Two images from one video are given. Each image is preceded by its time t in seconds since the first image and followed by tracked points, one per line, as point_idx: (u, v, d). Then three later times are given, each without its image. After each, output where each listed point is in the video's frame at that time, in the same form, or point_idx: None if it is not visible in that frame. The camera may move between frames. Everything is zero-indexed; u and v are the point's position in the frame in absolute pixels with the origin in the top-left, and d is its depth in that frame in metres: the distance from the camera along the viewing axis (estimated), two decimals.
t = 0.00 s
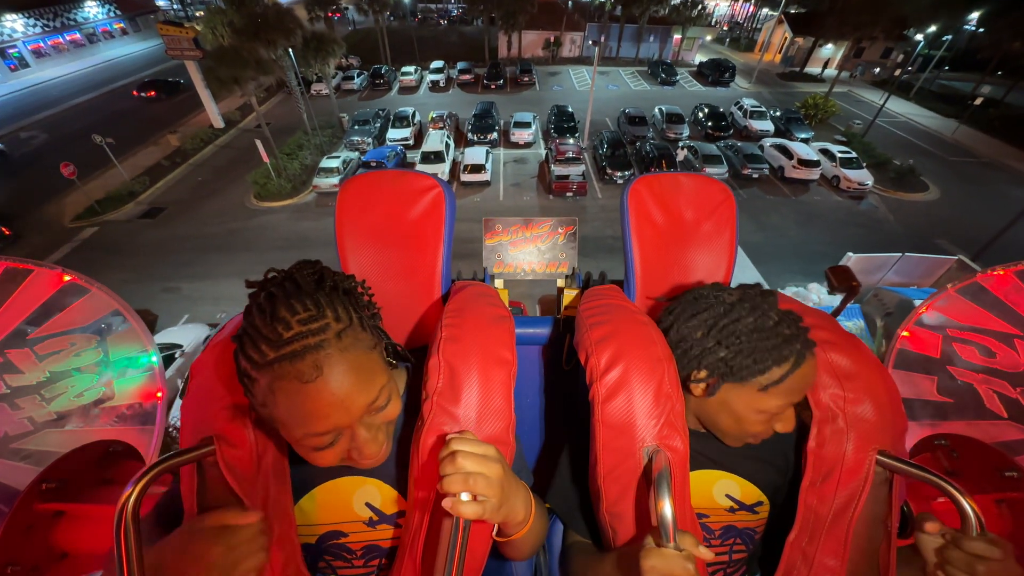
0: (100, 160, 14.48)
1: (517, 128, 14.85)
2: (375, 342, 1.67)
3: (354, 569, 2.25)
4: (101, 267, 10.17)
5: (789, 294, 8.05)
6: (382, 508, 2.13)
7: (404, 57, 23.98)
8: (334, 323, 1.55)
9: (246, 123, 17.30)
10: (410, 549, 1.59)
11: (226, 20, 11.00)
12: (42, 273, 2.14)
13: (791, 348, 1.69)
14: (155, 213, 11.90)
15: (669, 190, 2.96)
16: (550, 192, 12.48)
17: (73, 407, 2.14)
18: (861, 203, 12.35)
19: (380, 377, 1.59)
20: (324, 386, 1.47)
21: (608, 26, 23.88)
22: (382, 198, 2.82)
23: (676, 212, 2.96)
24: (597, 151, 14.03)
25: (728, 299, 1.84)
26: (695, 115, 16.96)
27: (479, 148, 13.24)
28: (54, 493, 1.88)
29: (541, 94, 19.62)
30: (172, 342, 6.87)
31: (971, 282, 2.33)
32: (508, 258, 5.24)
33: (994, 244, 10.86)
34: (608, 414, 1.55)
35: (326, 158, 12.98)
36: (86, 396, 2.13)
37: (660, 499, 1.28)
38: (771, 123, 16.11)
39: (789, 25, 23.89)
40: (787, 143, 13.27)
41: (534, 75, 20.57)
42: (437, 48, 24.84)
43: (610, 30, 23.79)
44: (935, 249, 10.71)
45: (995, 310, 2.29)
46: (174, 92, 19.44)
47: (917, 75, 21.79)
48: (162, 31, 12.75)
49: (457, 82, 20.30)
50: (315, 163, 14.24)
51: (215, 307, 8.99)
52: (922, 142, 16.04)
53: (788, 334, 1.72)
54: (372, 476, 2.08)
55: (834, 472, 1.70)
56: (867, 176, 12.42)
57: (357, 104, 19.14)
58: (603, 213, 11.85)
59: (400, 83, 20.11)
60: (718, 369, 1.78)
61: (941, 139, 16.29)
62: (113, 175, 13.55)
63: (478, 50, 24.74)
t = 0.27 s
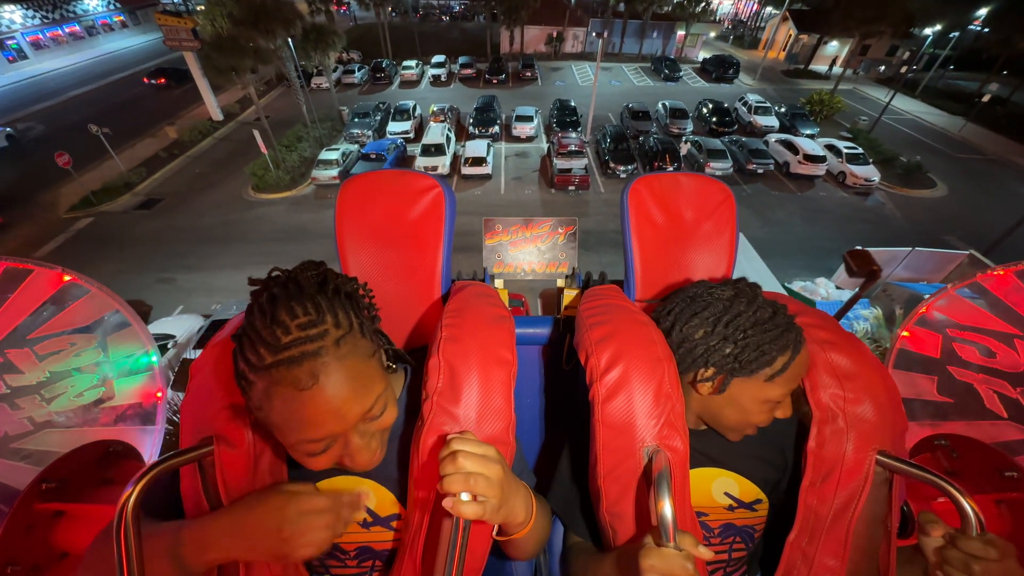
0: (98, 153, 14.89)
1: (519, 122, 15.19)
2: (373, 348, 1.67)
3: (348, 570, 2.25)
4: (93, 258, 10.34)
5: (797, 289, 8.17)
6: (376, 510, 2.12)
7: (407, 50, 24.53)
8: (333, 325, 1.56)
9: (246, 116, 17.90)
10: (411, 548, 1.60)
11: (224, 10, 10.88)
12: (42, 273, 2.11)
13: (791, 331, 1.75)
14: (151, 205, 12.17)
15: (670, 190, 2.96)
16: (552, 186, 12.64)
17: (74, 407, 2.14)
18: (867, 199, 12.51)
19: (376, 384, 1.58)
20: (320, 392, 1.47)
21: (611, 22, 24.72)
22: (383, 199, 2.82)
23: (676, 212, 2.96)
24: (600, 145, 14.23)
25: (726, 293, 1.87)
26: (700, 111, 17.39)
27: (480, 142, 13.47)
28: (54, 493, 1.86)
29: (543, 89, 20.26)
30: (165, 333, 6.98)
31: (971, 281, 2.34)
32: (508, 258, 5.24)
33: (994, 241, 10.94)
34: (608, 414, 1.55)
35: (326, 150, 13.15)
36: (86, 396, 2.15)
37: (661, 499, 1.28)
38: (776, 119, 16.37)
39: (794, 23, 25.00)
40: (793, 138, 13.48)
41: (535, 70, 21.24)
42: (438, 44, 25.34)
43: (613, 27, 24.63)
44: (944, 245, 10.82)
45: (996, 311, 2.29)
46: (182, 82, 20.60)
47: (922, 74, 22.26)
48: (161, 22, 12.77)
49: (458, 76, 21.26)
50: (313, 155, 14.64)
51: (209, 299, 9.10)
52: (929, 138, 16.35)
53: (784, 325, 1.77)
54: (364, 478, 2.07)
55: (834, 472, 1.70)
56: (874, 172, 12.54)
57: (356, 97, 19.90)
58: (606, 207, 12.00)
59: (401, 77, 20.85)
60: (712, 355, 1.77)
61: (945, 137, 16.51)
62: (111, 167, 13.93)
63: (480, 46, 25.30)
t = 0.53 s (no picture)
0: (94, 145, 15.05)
1: (520, 116, 15.33)
2: (373, 363, 1.63)
3: None
4: (87, 249, 10.39)
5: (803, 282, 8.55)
6: (364, 522, 2.11)
7: (409, 46, 24.72)
8: (328, 340, 1.50)
9: (244, 110, 18.22)
10: (411, 548, 1.60)
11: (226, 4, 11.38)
12: (42, 273, 2.13)
13: (797, 331, 1.76)
14: (147, 197, 12.28)
15: (669, 191, 2.96)
16: (554, 179, 12.69)
17: (73, 408, 2.12)
18: (873, 194, 12.61)
19: (365, 404, 1.55)
20: (308, 409, 1.43)
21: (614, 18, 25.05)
22: (383, 199, 2.82)
23: (676, 212, 2.96)
24: (602, 140, 14.22)
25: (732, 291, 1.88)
26: (703, 107, 17.56)
27: (481, 136, 13.55)
28: (54, 493, 1.86)
29: (544, 85, 20.47)
30: (157, 325, 7.01)
31: (972, 281, 2.31)
32: (508, 258, 5.24)
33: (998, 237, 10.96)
34: (608, 414, 1.55)
35: (325, 143, 13.22)
36: (85, 396, 2.13)
37: (661, 499, 1.28)
38: (779, 114, 16.59)
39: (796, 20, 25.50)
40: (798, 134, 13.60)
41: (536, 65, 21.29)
42: (439, 40, 25.48)
43: (616, 23, 24.95)
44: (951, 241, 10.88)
45: (996, 310, 2.31)
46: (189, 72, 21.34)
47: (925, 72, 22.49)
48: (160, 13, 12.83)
49: (459, 71, 21.39)
50: (312, 148, 14.79)
51: (203, 290, 9.12)
52: (936, 136, 16.60)
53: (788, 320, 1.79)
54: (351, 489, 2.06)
55: (834, 472, 1.70)
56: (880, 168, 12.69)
57: (356, 92, 20.14)
58: (609, 201, 12.06)
59: (401, 71, 20.99)
60: (712, 351, 1.78)
61: (947, 135, 16.65)
62: (107, 159, 14.05)
63: (482, 43, 25.53)
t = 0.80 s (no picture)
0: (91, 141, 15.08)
1: (522, 112, 15.40)
2: (385, 390, 1.54)
3: None
4: (83, 243, 10.41)
5: (812, 277, 8.69)
6: (368, 522, 2.11)
7: (409, 44, 24.83)
8: (343, 363, 1.42)
9: (243, 107, 18.33)
10: (411, 547, 1.60)
11: None
12: (42, 274, 2.12)
13: (800, 334, 1.75)
14: (144, 192, 12.35)
15: (669, 191, 2.96)
16: (556, 175, 12.70)
17: (73, 408, 2.12)
18: (878, 190, 12.68)
19: (368, 431, 1.47)
20: (308, 432, 1.37)
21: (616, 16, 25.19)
22: (384, 199, 2.82)
23: (676, 212, 2.96)
24: (604, 138, 14.19)
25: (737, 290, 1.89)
26: (706, 103, 17.66)
27: (481, 132, 13.60)
28: (54, 492, 1.83)
29: (545, 83, 20.55)
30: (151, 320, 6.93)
31: (970, 282, 2.33)
32: (508, 259, 5.24)
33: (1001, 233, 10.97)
34: (608, 414, 1.55)
35: (325, 138, 13.26)
36: (85, 396, 2.13)
37: (661, 498, 1.28)
38: (783, 111, 16.71)
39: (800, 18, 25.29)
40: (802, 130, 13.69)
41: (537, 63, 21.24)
42: (440, 39, 25.60)
43: (617, 21, 25.07)
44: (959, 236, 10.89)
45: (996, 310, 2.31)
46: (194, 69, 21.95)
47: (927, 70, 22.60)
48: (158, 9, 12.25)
49: (460, 69, 21.45)
50: (310, 143, 14.84)
51: (199, 285, 9.12)
52: (943, 133, 16.73)
53: (794, 324, 1.78)
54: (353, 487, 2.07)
55: (834, 472, 1.70)
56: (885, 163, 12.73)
57: (356, 89, 20.25)
58: (610, 196, 12.08)
59: (402, 69, 21.07)
60: (712, 350, 1.78)
61: (950, 133, 16.71)
62: (104, 155, 14.10)
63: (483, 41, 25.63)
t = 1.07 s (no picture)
0: (89, 140, 15.13)
1: (522, 109, 15.44)
2: (382, 402, 1.53)
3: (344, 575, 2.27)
4: (79, 240, 10.40)
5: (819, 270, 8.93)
6: (369, 520, 2.11)
7: (408, 44, 24.94)
8: (340, 377, 1.40)
9: (242, 105, 18.37)
10: (411, 547, 1.60)
11: None
12: (43, 274, 2.11)
13: (775, 334, 1.65)
14: (142, 190, 12.37)
15: (669, 191, 2.97)
16: (557, 171, 12.70)
17: (73, 408, 2.12)
18: (883, 185, 12.73)
19: (363, 443, 1.47)
20: (306, 443, 1.37)
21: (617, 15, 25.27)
22: (385, 198, 2.82)
23: (676, 211, 2.96)
24: (605, 135, 14.19)
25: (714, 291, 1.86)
26: (708, 100, 17.81)
27: (482, 128, 13.63)
28: (55, 493, 1.82)
29: (546, 80, 20.60)
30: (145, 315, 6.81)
31: (971, 281, 2.31)
32: (508, 258, 5.23)
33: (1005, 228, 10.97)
34: (608, 414, 1.55)
35: (324, 135, 13.27)
36: (86, 396, 2.13)
37: (661, 498, 1.28)
38: (785, 106, 16.74)
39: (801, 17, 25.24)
40: (806, 125, 13.74)
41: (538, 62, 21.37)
42: (440, 39, 25.70)
43: (618, 19, 25.13)
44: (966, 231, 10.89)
45: (996, 310, 2.29)
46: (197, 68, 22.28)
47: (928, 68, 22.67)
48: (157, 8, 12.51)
49: (459, 68, 21.58)
50: (310, 141, 14.90)
51: (196, 281, 9.11)
52: (948, 129, 16.81)
53: (772, 323, 1.67)
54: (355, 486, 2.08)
55: (834, 472, 1.70)
56: (890, 159, 12.77)
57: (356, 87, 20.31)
58: (611, 192, 12.11)
59: (402, 68, 21.13)
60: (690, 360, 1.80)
61: (953, 129, 16.74)
62: (102, 153, 14.14)
63: (484, 41, 25.70)
